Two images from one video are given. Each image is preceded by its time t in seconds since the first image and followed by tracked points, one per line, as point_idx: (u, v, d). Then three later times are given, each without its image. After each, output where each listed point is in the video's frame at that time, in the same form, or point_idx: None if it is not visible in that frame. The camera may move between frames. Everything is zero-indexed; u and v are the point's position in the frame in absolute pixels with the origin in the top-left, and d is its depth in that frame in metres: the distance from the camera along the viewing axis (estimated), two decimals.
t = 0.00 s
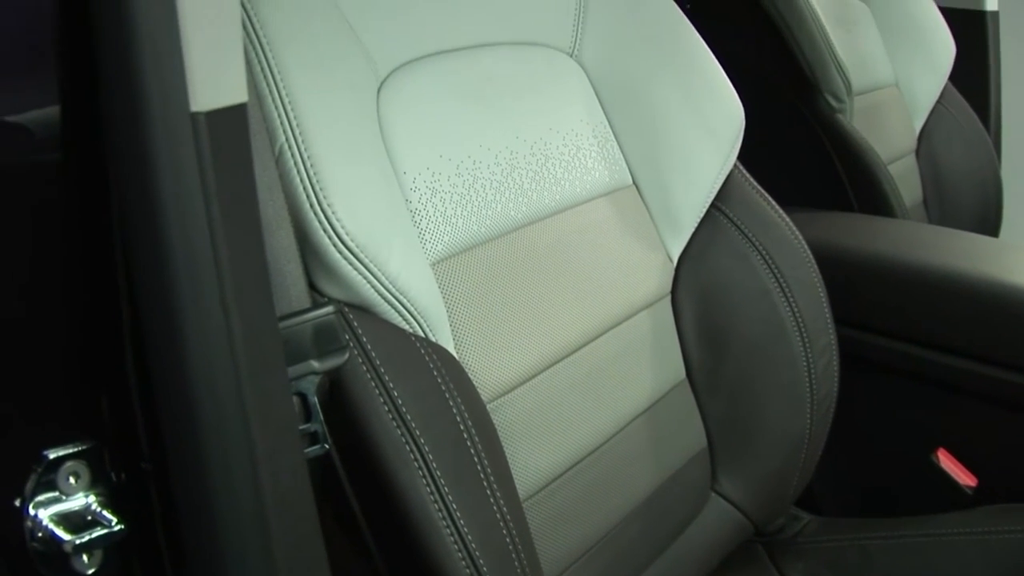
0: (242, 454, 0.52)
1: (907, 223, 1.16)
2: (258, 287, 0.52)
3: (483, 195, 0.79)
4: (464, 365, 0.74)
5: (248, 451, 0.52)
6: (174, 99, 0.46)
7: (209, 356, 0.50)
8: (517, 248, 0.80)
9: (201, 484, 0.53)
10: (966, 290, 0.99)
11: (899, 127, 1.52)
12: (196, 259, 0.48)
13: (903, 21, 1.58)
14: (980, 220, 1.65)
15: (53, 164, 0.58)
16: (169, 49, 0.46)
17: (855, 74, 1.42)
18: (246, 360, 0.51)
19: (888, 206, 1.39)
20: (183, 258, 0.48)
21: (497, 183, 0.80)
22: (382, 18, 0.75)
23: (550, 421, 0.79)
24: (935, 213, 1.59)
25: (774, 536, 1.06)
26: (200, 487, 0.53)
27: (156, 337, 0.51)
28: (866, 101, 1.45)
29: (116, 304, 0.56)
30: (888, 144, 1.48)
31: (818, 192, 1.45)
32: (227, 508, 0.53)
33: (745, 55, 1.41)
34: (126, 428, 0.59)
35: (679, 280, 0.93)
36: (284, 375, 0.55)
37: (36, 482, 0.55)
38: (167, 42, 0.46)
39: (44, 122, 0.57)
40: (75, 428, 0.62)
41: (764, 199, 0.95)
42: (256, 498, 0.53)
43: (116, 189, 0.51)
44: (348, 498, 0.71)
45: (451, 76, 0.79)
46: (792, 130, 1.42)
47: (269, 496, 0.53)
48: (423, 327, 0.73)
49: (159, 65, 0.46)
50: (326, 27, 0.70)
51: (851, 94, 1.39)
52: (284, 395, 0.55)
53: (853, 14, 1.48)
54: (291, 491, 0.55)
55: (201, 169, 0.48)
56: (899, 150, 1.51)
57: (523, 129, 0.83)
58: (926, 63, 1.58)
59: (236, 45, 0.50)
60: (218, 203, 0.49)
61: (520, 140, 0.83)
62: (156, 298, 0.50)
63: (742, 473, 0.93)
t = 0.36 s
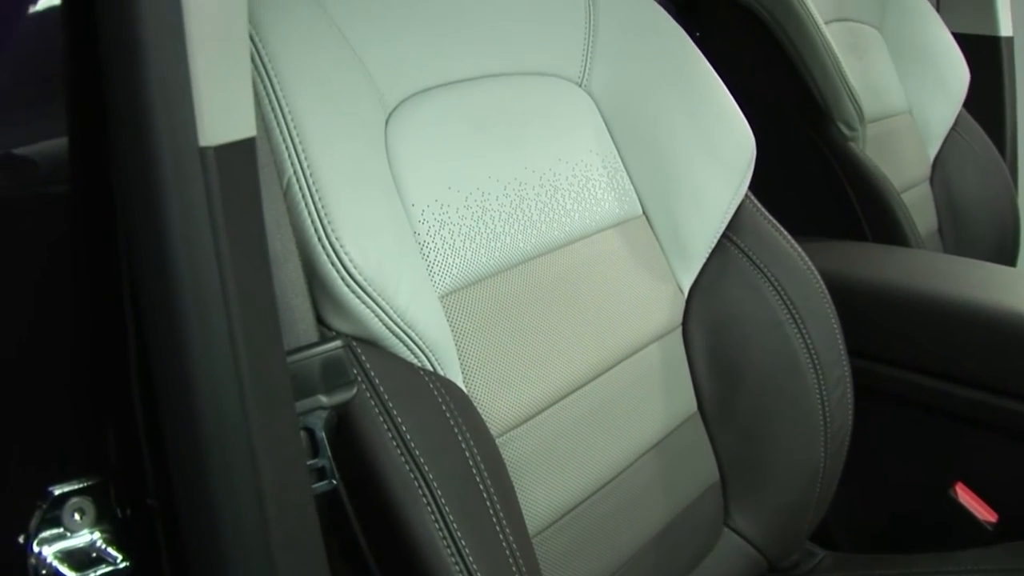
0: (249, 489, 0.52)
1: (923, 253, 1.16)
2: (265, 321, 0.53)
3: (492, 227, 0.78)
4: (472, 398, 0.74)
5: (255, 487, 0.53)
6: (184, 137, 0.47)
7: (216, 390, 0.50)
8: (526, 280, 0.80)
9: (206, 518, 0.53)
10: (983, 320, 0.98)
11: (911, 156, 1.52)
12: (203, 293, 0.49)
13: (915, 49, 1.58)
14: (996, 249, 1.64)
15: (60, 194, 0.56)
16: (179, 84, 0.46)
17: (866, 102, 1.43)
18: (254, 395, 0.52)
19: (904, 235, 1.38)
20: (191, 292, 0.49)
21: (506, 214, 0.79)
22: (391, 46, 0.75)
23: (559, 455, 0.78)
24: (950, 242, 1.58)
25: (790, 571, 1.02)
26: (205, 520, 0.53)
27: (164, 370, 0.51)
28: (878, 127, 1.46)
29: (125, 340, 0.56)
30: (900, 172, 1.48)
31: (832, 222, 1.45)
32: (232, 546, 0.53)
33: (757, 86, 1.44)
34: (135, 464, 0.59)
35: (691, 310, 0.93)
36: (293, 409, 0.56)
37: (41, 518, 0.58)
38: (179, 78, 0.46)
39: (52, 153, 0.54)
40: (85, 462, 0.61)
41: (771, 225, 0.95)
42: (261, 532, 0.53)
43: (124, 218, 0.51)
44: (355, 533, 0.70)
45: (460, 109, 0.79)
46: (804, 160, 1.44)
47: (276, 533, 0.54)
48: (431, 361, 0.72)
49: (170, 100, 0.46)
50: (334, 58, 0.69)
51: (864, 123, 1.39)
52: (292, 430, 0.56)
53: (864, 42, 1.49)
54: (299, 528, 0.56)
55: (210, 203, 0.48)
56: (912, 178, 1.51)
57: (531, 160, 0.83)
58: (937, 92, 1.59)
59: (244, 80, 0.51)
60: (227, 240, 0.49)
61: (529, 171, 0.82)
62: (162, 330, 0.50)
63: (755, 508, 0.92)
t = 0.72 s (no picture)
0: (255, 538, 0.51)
1: (948, 287, 1.15)
2: (273, 361, 0.52)
3: (501, 261, 0.77)
4: (481, 435, 0.73)
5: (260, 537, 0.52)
6: (191, 172, 0.46)
7: (223, 434, 0.49)
8: (536, 315, 0.79)
9: (212, 562, 0.52)
10: (1007, 353, 0.97)
11: (928, 184, 1.50)
12: (209, 332, 0.48)
13: (932, 75, 1.57)
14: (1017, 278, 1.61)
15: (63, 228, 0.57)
16: (186, 120, 0.45)
17: (882, 130, 1.42)
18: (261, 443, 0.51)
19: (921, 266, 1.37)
20: (196, 331, 0.48)
21: (515, 247, 0.79)
22: (402, 75, 0.73)
23: (569, 493, 0.78)
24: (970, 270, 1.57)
25: None
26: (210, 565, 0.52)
27: (170, 407, 0.50)
28: (896, 156, 1.45)
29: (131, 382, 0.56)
30: (916, 201, 1.47)
31: (847, 252, 1.44)
32: None
33: (770, 113, 1.44)
34: (138, 505, 0.58)
35: (703, 345, 0.93)
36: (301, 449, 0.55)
37: (42, 559, 0.56)
38: (187, 113, 0.45)
39: (56, 186, 0.55)
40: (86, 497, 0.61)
41: (790, 260, 0.94)
42: None
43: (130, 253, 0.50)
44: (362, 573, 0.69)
45: (470, 141, 0.77)
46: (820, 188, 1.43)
47: None
48: (440, 398, 0.71)
49: (176, 135, 0.45)
50: (343, 90, 0.68)
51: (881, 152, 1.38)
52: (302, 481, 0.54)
53: (879, 68, 1.48)
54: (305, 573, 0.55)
55: (217, 240, 0.48)
56: (929, 207, 1.49)
57: (540, 192, 0.82)
58: (954, 119, 1.57)
59: (254, 117, 0.50)
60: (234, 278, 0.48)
61: (539, 204, 0.81)
62: (167, 369, 0.49)
63: (771, 545, 0.91)
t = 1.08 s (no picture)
0: None
1: (972, 317, 1.14)
2: (279, 396, 0.51)
3: (511, 293, 0.76)
4: (490, 471, 0.71)
5: None
6: (196, 205, 0.46)
7: (230, 478, 0.48)
8: (546, 349, 0.78)
9: None
10: None
11: (949, 211, 1.48)
12: (215, 367, 0.47)
13: (950, 98, 1.55)
14: None
15: (66, 262, 0.51)
16: (192, 152, 0.45)
17: (902, 156, 1.40)
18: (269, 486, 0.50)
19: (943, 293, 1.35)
20: (201, 366, 0.47)
21: (525, 279, 0.77)
22: (410, 103, 0.72)
23: (582, 530, 0.76)
24: (994, 294, 1.55)
25: None
26: None
27: (175, 448, 0.49)
28: (917, 182, 1.44)
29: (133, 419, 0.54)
30: (938, 229, 1.45)
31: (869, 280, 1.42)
32: None
33: (786, 139, 1.42)
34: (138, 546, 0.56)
35: (718, 380, 0.91)
36: (307, 486, 0.54)
37: None
38: (192, 146, 0.45)
39: (58, 217, 0.49)
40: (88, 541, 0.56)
41: (809, 293, 0.94)
42: None
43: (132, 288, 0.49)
44: None
45: (479, 171, 0.76)
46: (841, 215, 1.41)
47: None
48: (448, 434, 0.69)
49: (182, 167, 0.45)
50: (349, 121, 0.67)
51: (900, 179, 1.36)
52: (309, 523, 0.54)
53: (897, 92, 1.47)
54: None
55: (223, 273, 0.47)
56: (951, 235, 1.47)
57: (551, 223, 0.81)
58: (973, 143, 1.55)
59: (260, 149, 0.49)
60: (240, 312, 0.48)
61: (549, 234, 0.80)
62: (171, 406, 0.48)
63: None
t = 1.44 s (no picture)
0: None
1: (987, 347, 1.13)
2: (281, 424, 0.51)
3: (517, 324, 0.75)
4: (497, 507, 0.70)
5: None
6: (197, 238, 0.46)
7: (230, 507, 0.49)
8: (554, 381, 0.76)
9: None
10: None
11: (966, 237, 1.47)
12: (217, 398, 0.48)
13: (965, 122, 1.55)
14: None
15: (66, 292, 0.49)
16: (194, 186, 0.46)
17: (917, 181, 1.39)
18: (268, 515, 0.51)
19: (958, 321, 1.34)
20: (203, 397, 0.47)
21: (531, 310, 0.76)
22: (415, 130, 0.71)
23: (593, 567, 0.75)
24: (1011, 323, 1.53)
25: None
26: None
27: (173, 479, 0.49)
28: (934, 207, 1.42)
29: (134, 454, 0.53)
30: (956, 256, 1.43)
31: (881, 309, 1.40)
32: None
33: (798, 164, 1.41)
34: None
35: (731, 413, 0.89)
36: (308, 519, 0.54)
37: None
38: (193, 180, 0.46)
39: (57, 247, 0.48)
40: None
41: (821, 319, 0.93)
42: None
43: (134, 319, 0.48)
44: None
45: (484, 199, 0.75)
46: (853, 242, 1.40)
47: None
48: (453, 468, 0.67)
49: (185, 201, 0.46)
50: (352, 150, 0.65)
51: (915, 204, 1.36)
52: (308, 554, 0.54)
53: (912, 114, 1.46)
54: None
55: (224, 305, 0.48)
56: (969, 262, 1.46)
57: (559, 252, 0.79)
58: (989, 169, 1.54)
59: (263, 180, 0.50)
60: (242, 344, 0.48)
61: (557, 263, 0.79)
62: (170, 434, 0.49)
63: None
